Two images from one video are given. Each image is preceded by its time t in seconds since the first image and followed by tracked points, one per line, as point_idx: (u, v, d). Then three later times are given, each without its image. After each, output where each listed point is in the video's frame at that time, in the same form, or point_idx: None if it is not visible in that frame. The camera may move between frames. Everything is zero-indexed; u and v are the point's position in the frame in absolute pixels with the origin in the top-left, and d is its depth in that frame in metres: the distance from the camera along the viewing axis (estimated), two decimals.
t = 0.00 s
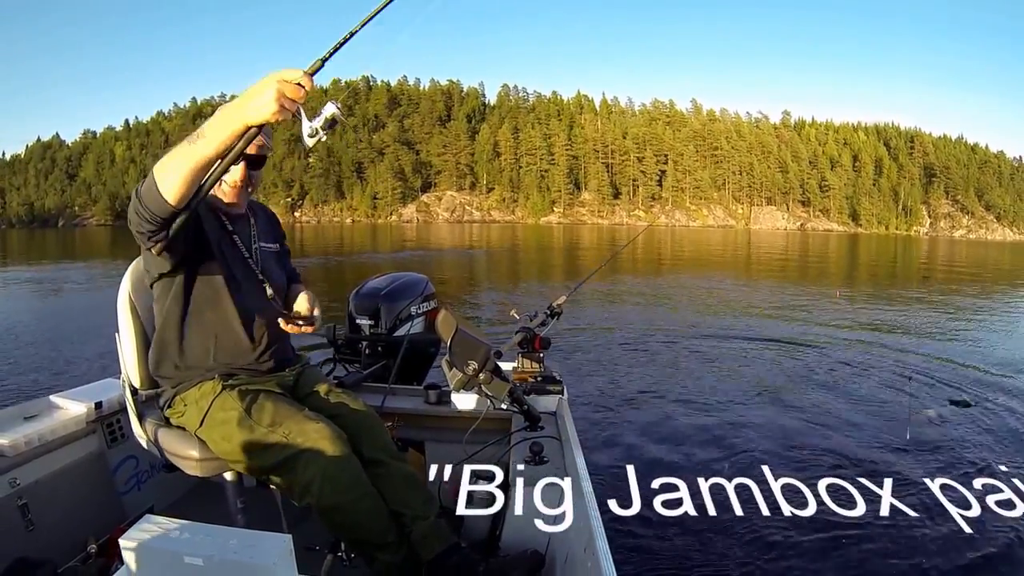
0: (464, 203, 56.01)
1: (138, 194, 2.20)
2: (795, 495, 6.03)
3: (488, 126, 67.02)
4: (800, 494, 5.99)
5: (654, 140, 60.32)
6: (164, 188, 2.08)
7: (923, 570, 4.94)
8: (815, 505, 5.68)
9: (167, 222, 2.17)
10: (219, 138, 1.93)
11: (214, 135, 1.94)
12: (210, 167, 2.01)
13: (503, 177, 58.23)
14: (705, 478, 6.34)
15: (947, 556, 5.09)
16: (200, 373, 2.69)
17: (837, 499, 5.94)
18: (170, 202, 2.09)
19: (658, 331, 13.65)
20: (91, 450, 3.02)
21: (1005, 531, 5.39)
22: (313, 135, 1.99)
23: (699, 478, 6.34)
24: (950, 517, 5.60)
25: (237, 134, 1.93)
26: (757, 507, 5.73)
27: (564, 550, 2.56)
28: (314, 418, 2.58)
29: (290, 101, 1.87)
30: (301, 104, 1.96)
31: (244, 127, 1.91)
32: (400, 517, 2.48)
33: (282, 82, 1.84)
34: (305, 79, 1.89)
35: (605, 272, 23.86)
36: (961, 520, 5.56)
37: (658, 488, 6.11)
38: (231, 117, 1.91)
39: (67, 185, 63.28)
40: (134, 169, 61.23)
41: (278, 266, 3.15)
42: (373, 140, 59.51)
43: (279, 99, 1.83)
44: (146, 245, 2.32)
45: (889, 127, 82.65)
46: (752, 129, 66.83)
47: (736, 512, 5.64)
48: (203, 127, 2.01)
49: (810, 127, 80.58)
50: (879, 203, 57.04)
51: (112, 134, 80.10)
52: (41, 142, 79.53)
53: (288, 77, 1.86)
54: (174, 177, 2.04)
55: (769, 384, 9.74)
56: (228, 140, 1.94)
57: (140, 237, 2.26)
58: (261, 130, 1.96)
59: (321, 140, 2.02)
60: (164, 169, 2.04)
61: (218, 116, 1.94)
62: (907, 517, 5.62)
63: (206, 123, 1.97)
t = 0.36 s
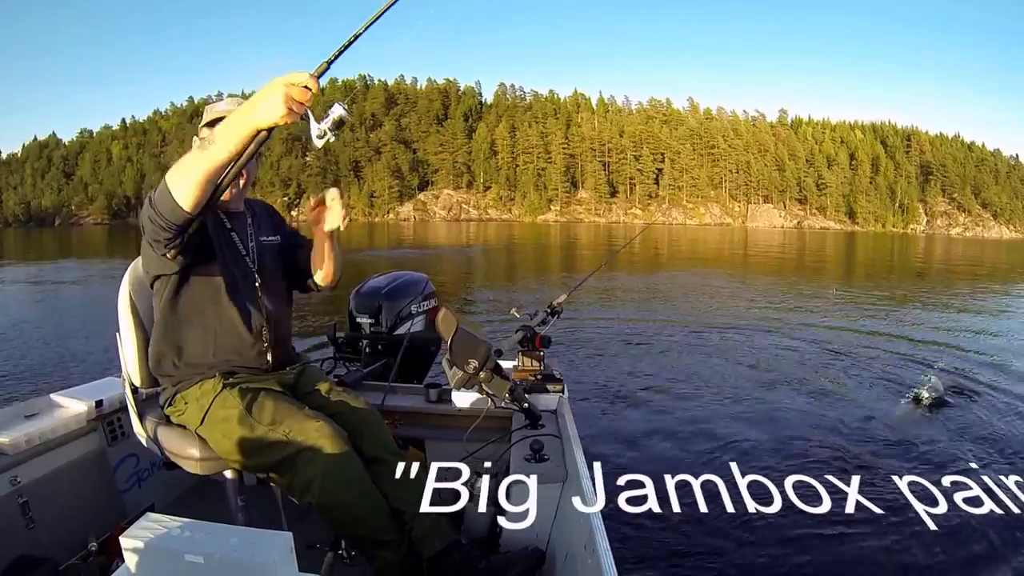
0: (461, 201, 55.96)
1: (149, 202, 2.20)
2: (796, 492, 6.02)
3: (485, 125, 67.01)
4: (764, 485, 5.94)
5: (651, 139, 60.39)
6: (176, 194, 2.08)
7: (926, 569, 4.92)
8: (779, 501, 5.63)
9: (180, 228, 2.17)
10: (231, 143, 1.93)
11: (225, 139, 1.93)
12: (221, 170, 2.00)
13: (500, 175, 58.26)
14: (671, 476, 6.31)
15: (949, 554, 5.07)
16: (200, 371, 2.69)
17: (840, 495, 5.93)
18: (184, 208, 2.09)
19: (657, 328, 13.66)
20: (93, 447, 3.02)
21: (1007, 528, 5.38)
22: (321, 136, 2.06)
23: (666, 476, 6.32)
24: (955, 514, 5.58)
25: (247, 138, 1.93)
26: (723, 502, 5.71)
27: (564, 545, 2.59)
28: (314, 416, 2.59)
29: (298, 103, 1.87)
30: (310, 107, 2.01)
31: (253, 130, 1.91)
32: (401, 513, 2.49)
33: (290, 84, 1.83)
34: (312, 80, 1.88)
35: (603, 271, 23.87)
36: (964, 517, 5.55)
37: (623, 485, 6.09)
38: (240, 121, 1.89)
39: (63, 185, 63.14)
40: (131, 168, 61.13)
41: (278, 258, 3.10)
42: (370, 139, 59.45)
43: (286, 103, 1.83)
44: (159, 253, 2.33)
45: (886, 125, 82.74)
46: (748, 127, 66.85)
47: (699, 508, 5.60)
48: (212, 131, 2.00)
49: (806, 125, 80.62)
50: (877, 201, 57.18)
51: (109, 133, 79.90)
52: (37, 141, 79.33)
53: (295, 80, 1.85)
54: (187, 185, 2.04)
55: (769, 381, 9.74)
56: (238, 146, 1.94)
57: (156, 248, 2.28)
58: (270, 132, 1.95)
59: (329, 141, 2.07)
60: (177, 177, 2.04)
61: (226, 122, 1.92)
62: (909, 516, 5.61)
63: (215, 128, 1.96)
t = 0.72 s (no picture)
0: (458, 199, 55.94)
1: (167, 222, 2.15)
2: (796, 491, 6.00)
3: (482, 123, 66.94)
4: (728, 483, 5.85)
5: (648, 138, 60.43)
6: (201, 217, 2.04)
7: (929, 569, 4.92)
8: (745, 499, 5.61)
9: (201, 250, 2.13)
10: (256, 165, 1.93)
11: (251, 161, 1.93)
12: (246, 193, 1.99)
13: (497, 174, 58.25)
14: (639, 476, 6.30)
15: (951, 555, 5.07)
16: (202, 369, 2.69)
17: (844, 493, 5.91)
18: (208, 229, 2.05)
19: (656, 325, 13.64)
20: (93, 446, 3.02)
21: (1007, 526, 5.39)
22: (341, 161, 2.53)
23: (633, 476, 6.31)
24: (959, 512, 5.56)
25: (270, 161, 1.93)
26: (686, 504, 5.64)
27: (565, 544, 2.60)
28: (316, 414, 2.59)
29: (322, 129, 1.90)
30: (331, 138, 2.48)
31: (276, 154, 1.92)
32: (398, 510, 2.47)
33: (316, 112, 1.86)
34: (336, 109, 1.91)
35: (601, 269, 23.89)
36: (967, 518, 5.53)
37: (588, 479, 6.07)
38: (265, 144, 1.91)
39: (60, 184, 62.92)
40: (127, 167, 61.01)
41: (273, 249, 3.08)
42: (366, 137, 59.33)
43: (312, 130, 1.85)
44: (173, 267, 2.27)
45: (883, 123, 82.80)
46: (746, 125, 66.88)
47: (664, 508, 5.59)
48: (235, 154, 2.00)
49: (804, 123, 80.67)
50: (874, 199, 57.27)
51: (106, 132, 79.63)
52: (33, 140, 79.16)
53: (320, 108, 1.87)
54: (214, 211, 2.01)
55: (768, 378, 9.71)
56: (261, 167, 1.93)
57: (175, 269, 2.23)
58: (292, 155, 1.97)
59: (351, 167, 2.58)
60: (202, 201, 2.01)
61: (251, 144, 1.94)
62: (910, 513, 5.59)
63: (240, 150, 1.96)
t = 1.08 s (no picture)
0: (455, 198, 55.82)
1: (160, 231, 2.14)
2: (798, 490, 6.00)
3: (480, 122, 66.94)
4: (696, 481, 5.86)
5: (646, 136, 60.52)
6: (194, 224, 2.02)
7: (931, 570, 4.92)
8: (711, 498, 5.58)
9: (196, 258, 2.11)
10: (249, 171, 1.93)
11: (244, 168, 1.92)
12: (240, 200, 1.99)
13: (495, 172, 58.31)
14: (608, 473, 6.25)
15: (954, 555, 5.08)
16: (202, 368, 2.67)
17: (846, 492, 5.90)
18: (201, 236, 2.03)
19: (657, 323, 13.64)
20: (93, 444, 3.01)
21: (1010, 528, 5.40)
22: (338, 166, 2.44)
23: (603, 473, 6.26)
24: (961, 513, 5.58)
25: (263, 165, 1.93)
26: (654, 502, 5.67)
27: (566, 544, 2.59)
28: (317, 412, 2.58)
29: (316, 134, 1.90)
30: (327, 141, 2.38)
31: (269, 159, 1.92)
32: (399, 509, 2.45)
33: (310, 117, 1.85)
34: (330, 112, 1.92)
35: (599, 268, 23.88)
36: (969, 519, 5.53)
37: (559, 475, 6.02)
38: (258, 148, 1.91)
39: (56, 182, 62.72)
40: (124, 166, 60.85)
41: (271, 249, 3.08)
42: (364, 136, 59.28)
43: (306, 134, 1.86)
44: (166, 275, 2.25)
45: (880, 122, 82.99)
46: (743, 124, 66.94)
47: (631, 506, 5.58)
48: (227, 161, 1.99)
49: (801, 122, 80.83)
50: (871, 198, 57.41)
51: (103, 130, 79.45)
52: (28, 138, 78.84)
53: (314, 113, 1.86)
54: (207, 218, 2.00)
55: (768, 376, 9.70)
56: (255, 173, 1.93)
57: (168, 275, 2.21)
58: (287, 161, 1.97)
59: (346, 171, 2.48)
60: (194, 208, 2.00)
61: (245, 150, 1.93)
62: (912, 513, 5.60)
63: (233, 156, 1.95)
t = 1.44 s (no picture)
0: (453, 197, 55.71)
1: (170, 230, 2.12)
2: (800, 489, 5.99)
3: (477, 121, 66.88)
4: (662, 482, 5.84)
5: (644, 135, 60.59)
6: (203, 224, 2.02)
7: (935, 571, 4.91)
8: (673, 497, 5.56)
9: (205, 258, 2.11)
10: (259, 171, 1.96)
11: (253, 168, 1.96)
12: (249, 200, 2.00)
13: (492, 171, 58.33)
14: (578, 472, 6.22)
15: (961, 556, 5.07)
16: (206, 366, 2.67)
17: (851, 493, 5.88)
18: (211, 237, 2.03)
19: (656, 322, 13.65)
20: (94, 444, 3.00)
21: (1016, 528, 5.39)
22: (348, 168, 2.38)
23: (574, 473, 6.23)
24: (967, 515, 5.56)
25: (274, 164, 1.98)
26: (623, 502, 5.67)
27: (569, 543, 2.56)
28: (320, 411, 2.58)
29: (327, 134, 1.97)
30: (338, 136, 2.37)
31: (280, 159, 1.98)
32: (400, 510, 2.42)
33: (322, 116, 1.93)
34: (341, 114, 1.99)
35: (598, 267, 23.85)
36: (971, 519, 5.53)
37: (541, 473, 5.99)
38: (267, 150, 1.96)
39: (53, 182, 62.53)
40: (121, 166, 60.68)
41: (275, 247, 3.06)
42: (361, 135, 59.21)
43: (318, 133, 1.93)
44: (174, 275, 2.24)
45: (878, 120, 83.17)
46: (741, 123, 67.04)
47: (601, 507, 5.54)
48: (238, 160, 2.01)
49: (799, 120, 80.95)
50: (869, 196, 57.56)
51: (99, 129, 79.25)
52: (24, 137, 78.55)
53: (326, 113, 1.94)
54: (216, 218, 2.00)
55: (767, 375, 9.69)
56: (265, 173, 1.97)
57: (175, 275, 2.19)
58: (296, 161, 2.02)
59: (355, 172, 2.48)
60: (203, 207, 2.00)
61: (255, 149, 1.97)
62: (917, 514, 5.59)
63: (244, 156, 1.98)
